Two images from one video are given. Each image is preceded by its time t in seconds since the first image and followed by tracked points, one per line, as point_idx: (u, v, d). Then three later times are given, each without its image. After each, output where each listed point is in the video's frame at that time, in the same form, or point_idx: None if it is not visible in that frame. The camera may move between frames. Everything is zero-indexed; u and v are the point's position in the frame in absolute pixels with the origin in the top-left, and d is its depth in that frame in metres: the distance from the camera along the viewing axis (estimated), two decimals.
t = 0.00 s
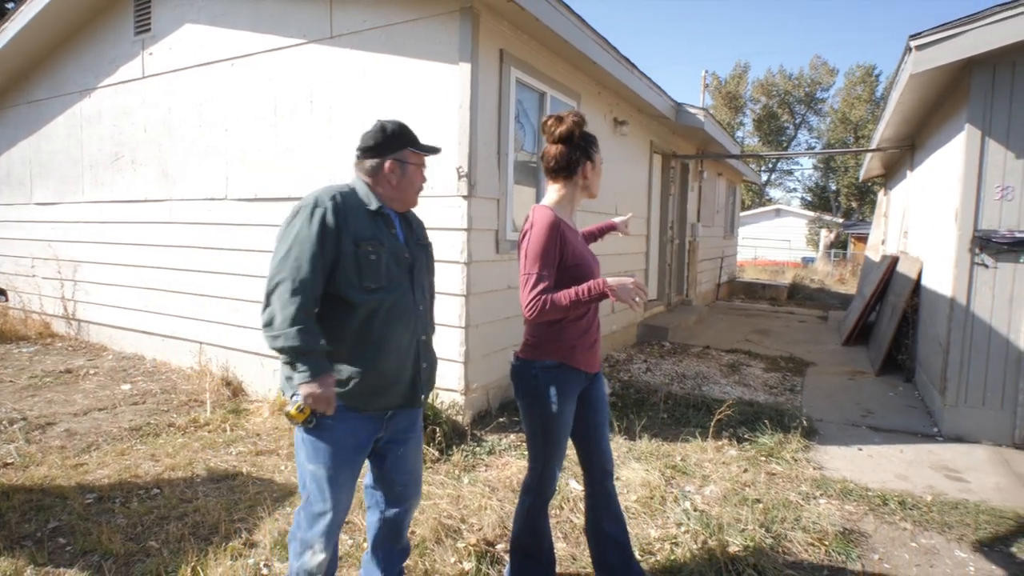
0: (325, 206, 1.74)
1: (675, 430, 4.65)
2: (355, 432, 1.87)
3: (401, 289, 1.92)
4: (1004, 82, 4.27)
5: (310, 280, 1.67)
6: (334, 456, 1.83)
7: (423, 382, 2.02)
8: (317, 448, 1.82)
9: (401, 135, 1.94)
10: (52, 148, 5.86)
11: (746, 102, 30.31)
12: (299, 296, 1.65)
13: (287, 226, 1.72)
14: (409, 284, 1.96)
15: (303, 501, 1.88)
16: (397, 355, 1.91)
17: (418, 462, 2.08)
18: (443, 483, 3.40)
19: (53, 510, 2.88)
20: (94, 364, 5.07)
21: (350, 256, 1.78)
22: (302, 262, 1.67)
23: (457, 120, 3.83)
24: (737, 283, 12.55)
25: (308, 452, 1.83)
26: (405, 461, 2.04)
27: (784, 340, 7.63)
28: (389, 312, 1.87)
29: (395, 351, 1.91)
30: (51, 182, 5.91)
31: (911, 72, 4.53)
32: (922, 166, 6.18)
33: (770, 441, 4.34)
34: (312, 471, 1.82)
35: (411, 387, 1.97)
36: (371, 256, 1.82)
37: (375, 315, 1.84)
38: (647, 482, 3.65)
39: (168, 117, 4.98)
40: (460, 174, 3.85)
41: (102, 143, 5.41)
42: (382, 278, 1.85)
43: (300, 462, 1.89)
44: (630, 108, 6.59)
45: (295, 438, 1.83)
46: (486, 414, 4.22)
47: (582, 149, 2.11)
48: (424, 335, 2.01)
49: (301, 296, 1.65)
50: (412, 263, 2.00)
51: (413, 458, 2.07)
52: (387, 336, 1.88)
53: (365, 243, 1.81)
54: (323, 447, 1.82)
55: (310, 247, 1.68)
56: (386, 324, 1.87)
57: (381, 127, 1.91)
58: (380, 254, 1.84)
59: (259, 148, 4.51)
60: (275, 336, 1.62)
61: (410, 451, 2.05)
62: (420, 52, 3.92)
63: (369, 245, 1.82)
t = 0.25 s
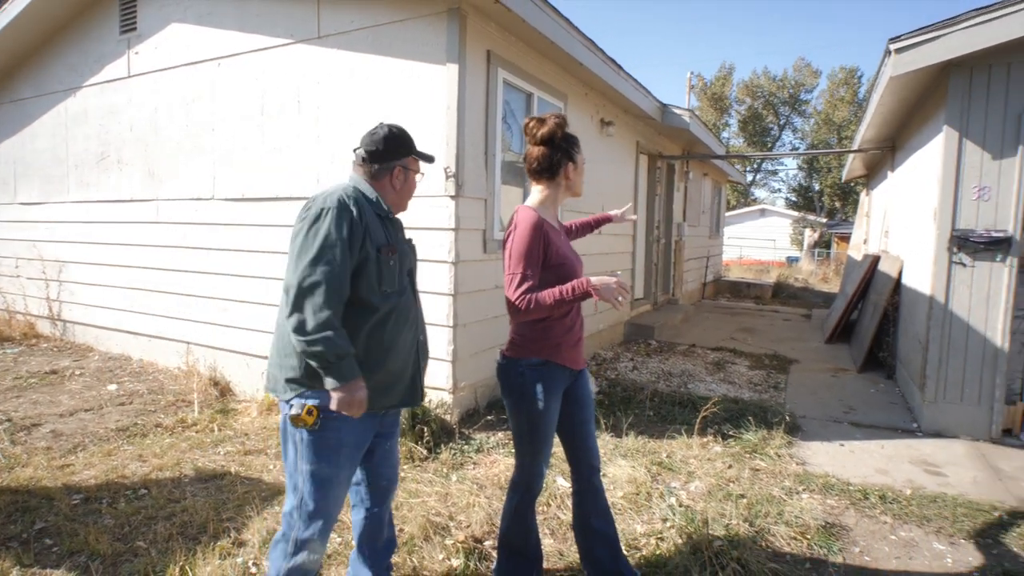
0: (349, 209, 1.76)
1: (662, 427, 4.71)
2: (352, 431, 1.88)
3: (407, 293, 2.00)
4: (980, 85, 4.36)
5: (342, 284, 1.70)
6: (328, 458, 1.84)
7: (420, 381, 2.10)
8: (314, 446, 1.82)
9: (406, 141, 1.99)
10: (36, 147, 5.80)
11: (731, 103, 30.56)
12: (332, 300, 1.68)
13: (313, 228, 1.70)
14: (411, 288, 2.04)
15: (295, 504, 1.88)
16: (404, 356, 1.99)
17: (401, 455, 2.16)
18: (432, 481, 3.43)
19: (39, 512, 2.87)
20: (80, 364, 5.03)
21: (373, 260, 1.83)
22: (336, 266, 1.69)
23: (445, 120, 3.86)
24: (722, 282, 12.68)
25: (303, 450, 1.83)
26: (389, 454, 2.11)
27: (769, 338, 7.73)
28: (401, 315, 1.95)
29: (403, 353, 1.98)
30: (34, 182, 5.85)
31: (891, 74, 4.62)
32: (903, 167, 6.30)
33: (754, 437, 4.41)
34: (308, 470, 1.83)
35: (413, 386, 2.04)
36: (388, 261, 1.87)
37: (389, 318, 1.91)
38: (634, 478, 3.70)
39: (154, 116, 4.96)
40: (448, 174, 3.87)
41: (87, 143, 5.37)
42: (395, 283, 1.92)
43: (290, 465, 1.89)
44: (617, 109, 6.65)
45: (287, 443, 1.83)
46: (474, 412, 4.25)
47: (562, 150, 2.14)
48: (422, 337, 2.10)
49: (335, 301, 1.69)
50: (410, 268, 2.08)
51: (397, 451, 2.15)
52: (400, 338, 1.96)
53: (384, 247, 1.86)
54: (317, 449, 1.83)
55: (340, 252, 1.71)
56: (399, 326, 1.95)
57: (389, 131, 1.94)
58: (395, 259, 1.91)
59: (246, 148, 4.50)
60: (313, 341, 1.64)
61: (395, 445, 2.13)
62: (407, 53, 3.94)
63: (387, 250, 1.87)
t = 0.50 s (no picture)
0: (337, 218, 1.76)
1: (648, 425, 4.77)
2: (331, 438, 1.89)
3: (387, 296, 2.04)
4: (958, 89, 4.46)
5: (336, 294, 1.72)
6: (313, 467, 1.85)
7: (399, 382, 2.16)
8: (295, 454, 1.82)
9: (381, 147, 1.98)
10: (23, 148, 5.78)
11: (719, 104, 30.78)
12: (330, 310, 1.71)
13: (300, 240, 1.69)
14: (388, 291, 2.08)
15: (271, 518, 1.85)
16: (388, 358, 2.04)
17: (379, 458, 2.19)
18: (421, 480, 3.47)
19: (27, 513, 2.88)
20: (68, 366, 5.02)
21: (359, 266, 1.83)
22: (329, 277, 1.71)
23: (433, 122, 3.89)
24: (710, 282, 12.80)
25: (284, 458, 1.82)
26: (369, 458, 2.13)
27: (755, 337, 7.83)
28: (385, 317, 2.01)
29: (388, 355, 2.04)
30: (21, 183, 5.83)
31: (872, 78, 4.71)
32: (884, 168, 6.41)
33: (739, 434, 4.48)
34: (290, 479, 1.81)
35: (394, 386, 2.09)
36: (374, 267, 1.90)
37: (375, 323, 1.95)
38: (620, 475, 3.75)
39: (142, 117, 4.96)
40: (436, 175, 3.91)
41: (75, 144, 5.36)
42: (379, 288, 1.95)
43: (266, 479, 1.84)
44: (604, 111, 6.71)
45: (269, 455, 1.80)
46: (463, 412, 4.29)
47: (540, 154, 2.19)
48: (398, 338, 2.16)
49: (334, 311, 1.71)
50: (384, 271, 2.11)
51: (376, 454, 2.18)
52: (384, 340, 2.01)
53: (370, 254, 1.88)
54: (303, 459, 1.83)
55: (332, 262, 1.72)
56: (383, 329, 2.00)
57: (363, 136, 1.93)
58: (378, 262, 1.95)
59: (235, 150, 4.52)
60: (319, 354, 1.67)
61: (373, 447, 2.17)
62: (396, 55, 3.97)
63: (372, 257, 1.90)
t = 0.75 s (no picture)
0: (291, 225, 1.69)
1: (640, 422, 4.83)
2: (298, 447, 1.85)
3: (350, 301, 1.98)
4: (943, 90, 4.53)
5: (286, 305, 1.66)
6: (275, 471, 1.81)
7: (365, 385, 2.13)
8: (262, 463, 1.78)
9: (342, 145, 1.92)
10: (19, 149, 5.81)
11: (713, 105, 30.92)
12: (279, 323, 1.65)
13: (248, 248, 1.62)
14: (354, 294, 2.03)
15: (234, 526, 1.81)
16: (351, 364, 2.00)
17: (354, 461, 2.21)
18: (415, 477, 3.52)
19: (25, 511, 2.92)
20: (65, 366, 5.05)
21: (316, 272, 1.76)
22: (279, 289, 1.64)
23: (427, 124, 3.94)
24: (703, 281, 12.89)
25: (250, 465, 1.77)
26: (343, 461, 2.15)
27: (747, 336, 7.90)
28: (348, 323, 1.96)
29: (351, 360, 2.00)
30: (17, 185, 5.86)
31: (860, 79, 4.77)
32: (873, 168, 6.49)
33: (729, 431, 4.55)
34: (256, 486, 1.78)
35: (357, 392, 2.06)
36: (334, 273, 1.84)
37: (336, 330, 1.89)
38: (611, 472, 3.81)
39: (138, 119, 4.99)
40: (430, 176, 3.96)
41: (71, 145, 5.39)
42: (340, 294, 1.89)
43: (227, 485, 1.81)
44: (597, 112, 6.77)
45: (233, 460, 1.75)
46: (457, 410, 4.34)
47: (528, 155, 2.23)
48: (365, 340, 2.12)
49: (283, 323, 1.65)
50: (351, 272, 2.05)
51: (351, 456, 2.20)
52: (347, 346, 1.97)
53: (329, 260, 1.82)
54: (265, 463, 1.79)
55: (283, 273, 1.65)
56: (346, 335, 1.95)
57: (321, 134, 1.87)
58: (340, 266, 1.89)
59: (231, 151, 4.55)
60: (266, 369, 1.62)
61: (348, 452, 2.18)
62: (389, 58, 4.01)
63: (332, 262, 1.83)
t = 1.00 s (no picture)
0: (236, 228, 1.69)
1: (632, 420, 4.89)
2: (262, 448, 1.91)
3: (311, 307, 1.98)
4: (930, 93, 4.60)
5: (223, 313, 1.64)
6: (243, 476, 1.86)
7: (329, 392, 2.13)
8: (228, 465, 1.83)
9: (305, 143, 1.94)
10: (15, 150, 5.83)
11: (708, 106, 31.05)
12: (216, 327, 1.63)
13: (192, 251, 1.62)
14: (316, 300, 2.03)
15: (208, 529, 1.87)
16: (310, 371, 2.00)
17: (331, 463, 2.25)
18: (409, 475, 3.57)
19: (23, 510, 2.95)
20: (62, 366, 5.08)
21: (265, 277, 1.77)
22: (218, 294, 1.63)
23: (420, 125, 3.99)
24: (697, 281, 12.98)
25: (217, 469, 1.83)
26: (321, 463, 2.20)
27: (740, 335, 7.97)
28: (304, 330, 1.93)
29: (311, 367, 1.99)
30: (13, 186, 5.88)
31: (848, 82, 4.84)
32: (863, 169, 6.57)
33: (719, 429, 4.61)
34: (226, 489, 1.84)
35: (317, 400, 2.06)
36: (287, 278, 1.84)
37: (292, 336, 1.89)
38: (603, 469, 3.87)
39: (134, 121, 5.02)
40: (424, 177, 4.00)
41: (67, 147, 5.42)
42: (296, 299, 1.89)
43: (200, 490, 1.86)
44: (590, 113, 6.83)
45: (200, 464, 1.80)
46: (452, 408, 4.40)
47: (519, 156, 2.29)
48: (330, 346, 2.12)
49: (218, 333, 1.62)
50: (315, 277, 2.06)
51: (329, 456, 2.25)
52: (304, 354, 1.95)
53: (281, 265, 1.82)
54: (233, 468, 1.84)
55: (224, 277, 1.64)
56: (301, 342, 1.93)
57: (276, 132, 1.88)
58: (293, 273, 1.87)
59: (227, 152, 4.59)
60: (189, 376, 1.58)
61: (325, 453, 2.23)
62: (383, 60, 4.06)
63: (285, 267, 1.83)
